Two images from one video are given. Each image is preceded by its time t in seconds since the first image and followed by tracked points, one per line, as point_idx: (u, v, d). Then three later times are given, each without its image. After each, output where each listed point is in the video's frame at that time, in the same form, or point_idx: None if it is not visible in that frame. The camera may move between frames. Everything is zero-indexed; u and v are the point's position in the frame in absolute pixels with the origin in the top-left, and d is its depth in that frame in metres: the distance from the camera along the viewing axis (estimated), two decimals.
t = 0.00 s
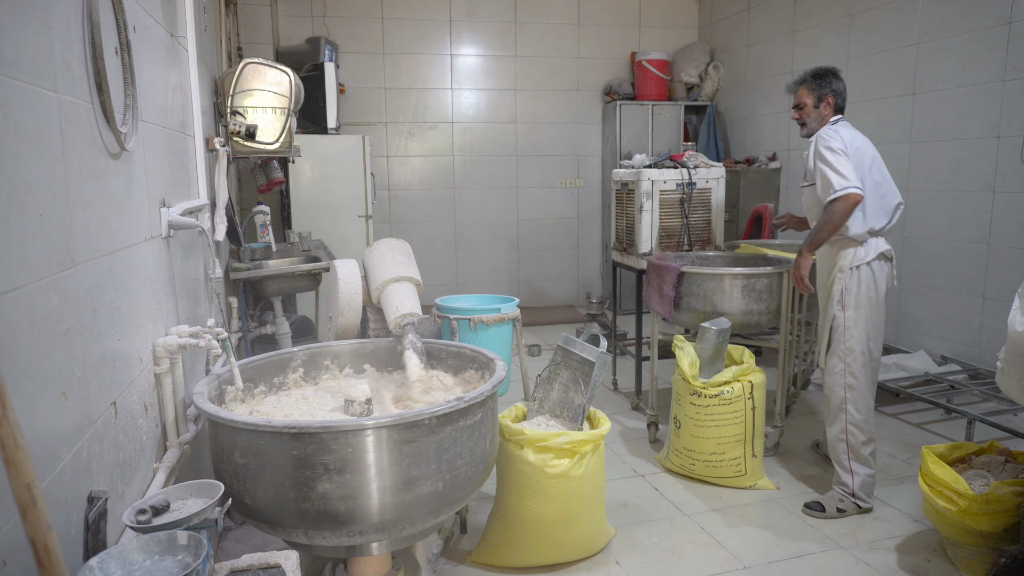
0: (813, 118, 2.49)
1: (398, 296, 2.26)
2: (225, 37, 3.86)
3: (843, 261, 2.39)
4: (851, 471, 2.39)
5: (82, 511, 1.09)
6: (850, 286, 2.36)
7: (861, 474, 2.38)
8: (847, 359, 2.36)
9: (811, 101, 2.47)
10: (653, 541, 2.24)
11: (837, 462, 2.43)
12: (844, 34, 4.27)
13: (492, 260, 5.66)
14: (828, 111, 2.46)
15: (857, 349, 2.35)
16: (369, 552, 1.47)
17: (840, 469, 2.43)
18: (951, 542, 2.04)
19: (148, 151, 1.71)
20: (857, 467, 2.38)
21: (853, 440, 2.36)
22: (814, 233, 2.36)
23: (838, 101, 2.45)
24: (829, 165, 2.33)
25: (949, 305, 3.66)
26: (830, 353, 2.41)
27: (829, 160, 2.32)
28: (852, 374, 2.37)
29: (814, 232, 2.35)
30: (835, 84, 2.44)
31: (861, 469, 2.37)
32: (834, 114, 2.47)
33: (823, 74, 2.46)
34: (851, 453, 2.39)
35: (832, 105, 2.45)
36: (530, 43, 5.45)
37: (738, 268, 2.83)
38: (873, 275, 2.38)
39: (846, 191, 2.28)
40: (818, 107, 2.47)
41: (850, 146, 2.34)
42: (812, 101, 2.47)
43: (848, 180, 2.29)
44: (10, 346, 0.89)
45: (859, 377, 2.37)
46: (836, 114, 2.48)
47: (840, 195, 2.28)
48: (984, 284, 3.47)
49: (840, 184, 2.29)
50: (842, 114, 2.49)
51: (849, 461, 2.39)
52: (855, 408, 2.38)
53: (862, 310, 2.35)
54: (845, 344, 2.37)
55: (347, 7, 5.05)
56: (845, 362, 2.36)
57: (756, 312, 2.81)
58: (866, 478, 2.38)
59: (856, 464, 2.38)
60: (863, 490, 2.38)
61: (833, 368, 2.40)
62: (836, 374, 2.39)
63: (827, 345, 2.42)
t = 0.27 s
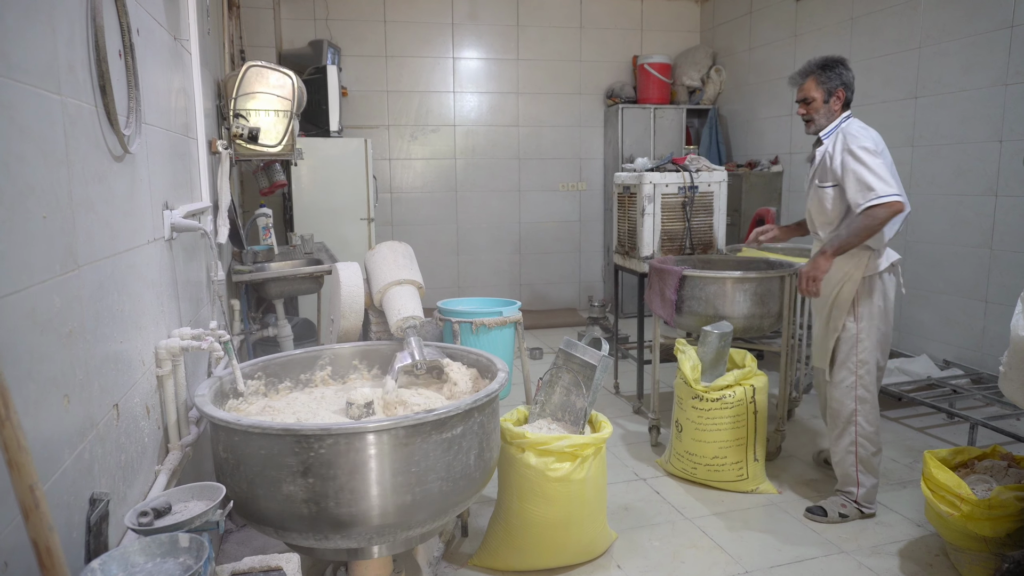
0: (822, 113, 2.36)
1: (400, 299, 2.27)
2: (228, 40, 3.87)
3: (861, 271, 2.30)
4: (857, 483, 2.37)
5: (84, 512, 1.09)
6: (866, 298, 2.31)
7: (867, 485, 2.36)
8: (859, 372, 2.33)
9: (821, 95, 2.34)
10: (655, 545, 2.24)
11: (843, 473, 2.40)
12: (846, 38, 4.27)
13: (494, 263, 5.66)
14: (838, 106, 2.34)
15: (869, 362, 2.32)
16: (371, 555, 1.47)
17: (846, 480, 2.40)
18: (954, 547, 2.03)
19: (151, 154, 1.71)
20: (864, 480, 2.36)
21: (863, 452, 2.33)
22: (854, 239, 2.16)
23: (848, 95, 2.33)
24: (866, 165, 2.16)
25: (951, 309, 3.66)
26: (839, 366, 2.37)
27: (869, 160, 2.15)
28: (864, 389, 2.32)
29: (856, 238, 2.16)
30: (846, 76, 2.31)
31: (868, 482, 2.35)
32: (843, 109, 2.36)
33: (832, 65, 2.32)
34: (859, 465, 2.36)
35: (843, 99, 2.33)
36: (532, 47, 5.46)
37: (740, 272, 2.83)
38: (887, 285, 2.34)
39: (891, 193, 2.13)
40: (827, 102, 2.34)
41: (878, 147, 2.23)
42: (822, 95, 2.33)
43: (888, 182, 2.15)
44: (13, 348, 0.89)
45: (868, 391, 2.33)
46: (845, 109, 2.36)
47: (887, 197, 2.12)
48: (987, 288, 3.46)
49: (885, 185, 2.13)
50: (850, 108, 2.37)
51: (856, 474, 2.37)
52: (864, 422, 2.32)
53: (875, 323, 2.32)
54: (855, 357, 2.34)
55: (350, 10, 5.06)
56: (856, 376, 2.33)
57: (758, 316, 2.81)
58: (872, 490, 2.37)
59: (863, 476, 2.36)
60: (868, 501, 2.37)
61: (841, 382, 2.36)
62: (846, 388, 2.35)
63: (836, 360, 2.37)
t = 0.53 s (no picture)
0: (816, 115, 2.28)
1: (402, 301, 2.27)
2: (230, 42, 3.88)
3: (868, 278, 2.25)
4: (862, 488, 2.35)
5: (86, 514, 1.10)
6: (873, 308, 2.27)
7: (871, 490, 2.35)
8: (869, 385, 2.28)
9: (814, 97, 2.26)
10: (656, 547, 2.24)
11: (848, 480, 2.38)
12: (848, 40, 4.27)
13: (495, 265, 5.67)
14: (832, 106, 2.27)
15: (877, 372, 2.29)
16: (372, 557, 1.47)
17: (850, 486, 2.38)
18: (956, 549, 2.03)
19: (153, 156, 1.71)
20: (869, 485, 2.35)
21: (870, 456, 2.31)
22: (881, 245, 2.09)
23: (840, 95, 2.27)
24: (887, 170, 2.11)
25: (953, 311, 3.65)
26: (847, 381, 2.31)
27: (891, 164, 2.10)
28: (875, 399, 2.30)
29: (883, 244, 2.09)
30: (836, 75, 2.24)
31: (873, 487, 2.34)
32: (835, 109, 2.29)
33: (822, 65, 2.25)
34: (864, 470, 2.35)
35: (836, 99, 2.26)
36: (533, 48, 5.46)
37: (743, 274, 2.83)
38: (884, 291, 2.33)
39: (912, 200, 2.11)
40: (820, 103, 2.26)
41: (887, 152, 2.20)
42: (815, 96, 2.25)
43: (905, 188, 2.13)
44: (16, 349, 0.89)
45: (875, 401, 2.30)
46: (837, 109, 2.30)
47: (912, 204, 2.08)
48: (989, 290, 3.46)
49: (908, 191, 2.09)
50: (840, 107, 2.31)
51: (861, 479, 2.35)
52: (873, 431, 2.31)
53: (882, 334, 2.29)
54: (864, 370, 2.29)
55: (352, 12, 5.07)
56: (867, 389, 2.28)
57: (760, 318, 2.81)
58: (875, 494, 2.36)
59: (869, 482, 2.34)
60: (872, 504, 2.36)
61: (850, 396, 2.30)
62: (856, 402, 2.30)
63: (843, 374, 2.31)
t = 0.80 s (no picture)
0: (776, 120, 2.14)
1: (402, 301, 2.27)
2: (230, 42, 3.88)
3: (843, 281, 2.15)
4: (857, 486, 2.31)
5: (86, 514, 1.10)
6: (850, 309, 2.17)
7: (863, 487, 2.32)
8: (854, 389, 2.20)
9: (773, 102, 2.12)
10: (656, 547, 2.24)
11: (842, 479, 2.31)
12: (848, 40, 4.27)
13: (495, 265, 5.67)
14: (791, 110, 2.14)
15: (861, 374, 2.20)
16: (372, 557, 1.47)
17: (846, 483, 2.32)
18: (956, 549, 2.03)
19: (153, 156, 1.71)
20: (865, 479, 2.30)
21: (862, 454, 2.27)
22: (844, 254, 2.00)
23: (799, 98, 2.14)
24: (853, 177, 2.01)
25: (953, 311, 3.65)
26: (830, 386, 2.21)
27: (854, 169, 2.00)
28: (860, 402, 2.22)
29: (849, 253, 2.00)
30: (793, 78, 2.12)
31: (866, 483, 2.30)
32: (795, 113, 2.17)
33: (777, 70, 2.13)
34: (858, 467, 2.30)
35: (795, 103, 2.14)
36: (533, 49, 5.46)
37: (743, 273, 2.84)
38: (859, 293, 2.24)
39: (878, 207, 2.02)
40: (779, 107, 2.13)
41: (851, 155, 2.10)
42: (774, 101, 2.12)
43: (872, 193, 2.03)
44: (16, 350, 0.89)
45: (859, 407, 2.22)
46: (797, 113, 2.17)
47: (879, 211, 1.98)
48: (989, 290, 3.46)
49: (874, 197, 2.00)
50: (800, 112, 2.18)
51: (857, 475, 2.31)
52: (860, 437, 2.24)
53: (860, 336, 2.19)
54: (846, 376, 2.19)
55: (351, 12, 5.07)
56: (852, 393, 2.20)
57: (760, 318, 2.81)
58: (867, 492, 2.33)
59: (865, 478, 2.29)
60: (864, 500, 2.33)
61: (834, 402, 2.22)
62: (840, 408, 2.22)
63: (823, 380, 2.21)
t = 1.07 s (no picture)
0: (723, 120, 2.02)
1: (403, 299, 2.27)
2: (231, 41, 3.88)
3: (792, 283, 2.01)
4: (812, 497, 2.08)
5: (89, 512, 1.10)
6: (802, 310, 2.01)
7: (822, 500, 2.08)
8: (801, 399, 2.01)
9: (718, 102, 2.00)
10: (658, 545, 2.24)
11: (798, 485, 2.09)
12: (849, 38, 4.27)
13: (496, 264, 5.66)
14: (738, 110, 2.02)
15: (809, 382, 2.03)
16: (374, 555, 1.47)
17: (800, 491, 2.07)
18: (958, 548, 2.03)
19: (154, 155, 1.71)
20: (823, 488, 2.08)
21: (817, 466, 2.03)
22: (771, 254, 1.90)
23: (745, 96, 2.03)
24: (790, 174, 1.92)
25: (954, 309, 3.65)
26: (776, 393, 2.02)
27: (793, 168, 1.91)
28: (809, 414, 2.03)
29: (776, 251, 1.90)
30: (737, 76, 2.00)
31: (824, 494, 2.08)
32: (742, 112, 2.05)
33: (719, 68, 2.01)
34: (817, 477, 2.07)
35: (740, 102, 2.02)
36: (534, 48, 5.46)
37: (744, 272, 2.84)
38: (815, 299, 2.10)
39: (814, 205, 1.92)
40: (725, 107, 2.01)
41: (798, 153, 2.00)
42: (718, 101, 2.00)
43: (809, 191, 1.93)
44: (17, 348, 0.89)
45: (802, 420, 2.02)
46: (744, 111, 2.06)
47: (808, 208, 1.89)
48: (991, 289, 3.45)
49: (808, 196, 1.90)
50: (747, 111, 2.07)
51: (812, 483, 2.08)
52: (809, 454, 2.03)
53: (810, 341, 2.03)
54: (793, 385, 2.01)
55: (352, 11, 5.07)
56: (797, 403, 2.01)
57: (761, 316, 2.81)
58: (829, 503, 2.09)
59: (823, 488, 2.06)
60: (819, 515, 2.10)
61: (777, 410, 2.02)
62: (782, 420, 2.02)
63: (767, 386, 2.02)
